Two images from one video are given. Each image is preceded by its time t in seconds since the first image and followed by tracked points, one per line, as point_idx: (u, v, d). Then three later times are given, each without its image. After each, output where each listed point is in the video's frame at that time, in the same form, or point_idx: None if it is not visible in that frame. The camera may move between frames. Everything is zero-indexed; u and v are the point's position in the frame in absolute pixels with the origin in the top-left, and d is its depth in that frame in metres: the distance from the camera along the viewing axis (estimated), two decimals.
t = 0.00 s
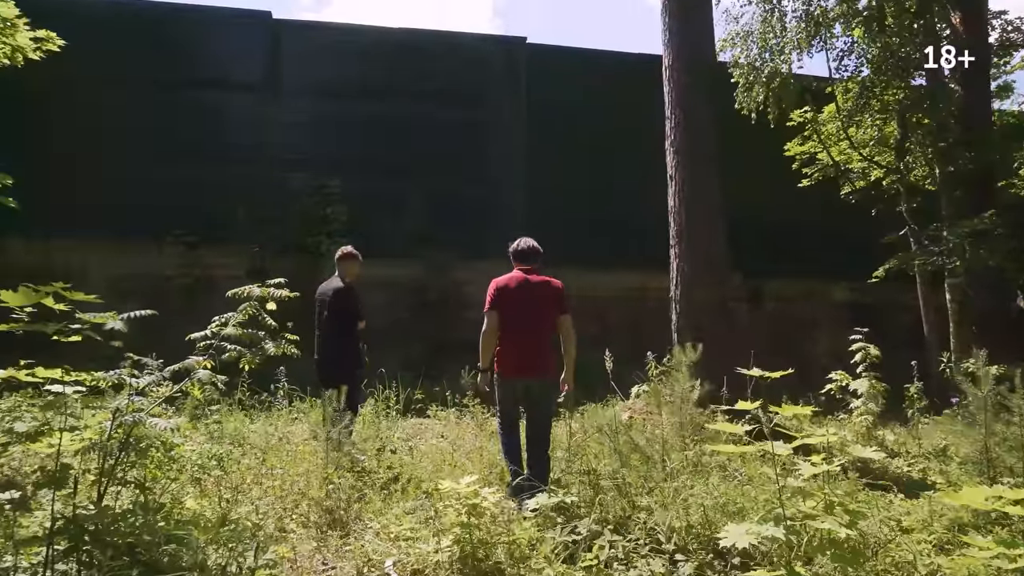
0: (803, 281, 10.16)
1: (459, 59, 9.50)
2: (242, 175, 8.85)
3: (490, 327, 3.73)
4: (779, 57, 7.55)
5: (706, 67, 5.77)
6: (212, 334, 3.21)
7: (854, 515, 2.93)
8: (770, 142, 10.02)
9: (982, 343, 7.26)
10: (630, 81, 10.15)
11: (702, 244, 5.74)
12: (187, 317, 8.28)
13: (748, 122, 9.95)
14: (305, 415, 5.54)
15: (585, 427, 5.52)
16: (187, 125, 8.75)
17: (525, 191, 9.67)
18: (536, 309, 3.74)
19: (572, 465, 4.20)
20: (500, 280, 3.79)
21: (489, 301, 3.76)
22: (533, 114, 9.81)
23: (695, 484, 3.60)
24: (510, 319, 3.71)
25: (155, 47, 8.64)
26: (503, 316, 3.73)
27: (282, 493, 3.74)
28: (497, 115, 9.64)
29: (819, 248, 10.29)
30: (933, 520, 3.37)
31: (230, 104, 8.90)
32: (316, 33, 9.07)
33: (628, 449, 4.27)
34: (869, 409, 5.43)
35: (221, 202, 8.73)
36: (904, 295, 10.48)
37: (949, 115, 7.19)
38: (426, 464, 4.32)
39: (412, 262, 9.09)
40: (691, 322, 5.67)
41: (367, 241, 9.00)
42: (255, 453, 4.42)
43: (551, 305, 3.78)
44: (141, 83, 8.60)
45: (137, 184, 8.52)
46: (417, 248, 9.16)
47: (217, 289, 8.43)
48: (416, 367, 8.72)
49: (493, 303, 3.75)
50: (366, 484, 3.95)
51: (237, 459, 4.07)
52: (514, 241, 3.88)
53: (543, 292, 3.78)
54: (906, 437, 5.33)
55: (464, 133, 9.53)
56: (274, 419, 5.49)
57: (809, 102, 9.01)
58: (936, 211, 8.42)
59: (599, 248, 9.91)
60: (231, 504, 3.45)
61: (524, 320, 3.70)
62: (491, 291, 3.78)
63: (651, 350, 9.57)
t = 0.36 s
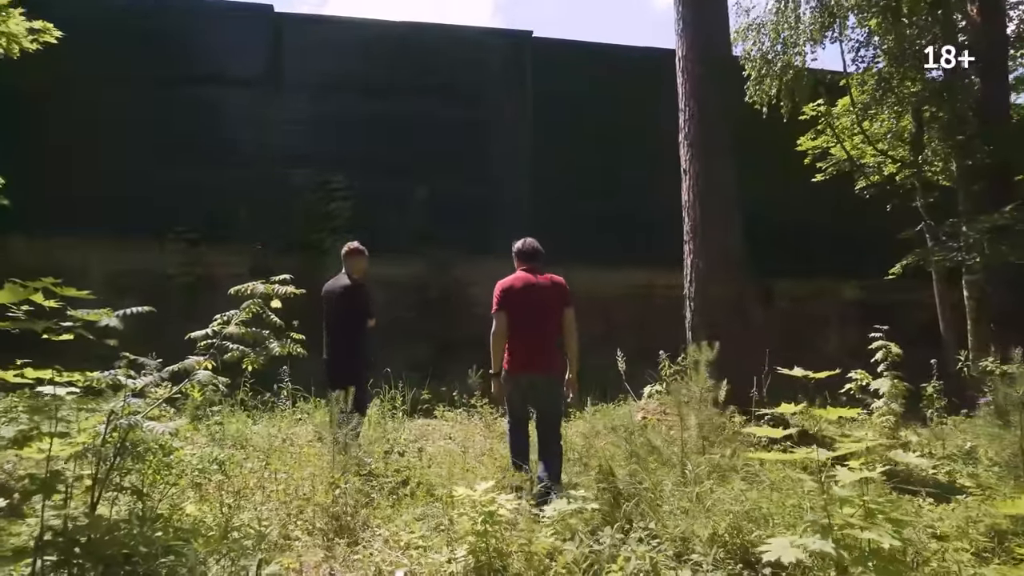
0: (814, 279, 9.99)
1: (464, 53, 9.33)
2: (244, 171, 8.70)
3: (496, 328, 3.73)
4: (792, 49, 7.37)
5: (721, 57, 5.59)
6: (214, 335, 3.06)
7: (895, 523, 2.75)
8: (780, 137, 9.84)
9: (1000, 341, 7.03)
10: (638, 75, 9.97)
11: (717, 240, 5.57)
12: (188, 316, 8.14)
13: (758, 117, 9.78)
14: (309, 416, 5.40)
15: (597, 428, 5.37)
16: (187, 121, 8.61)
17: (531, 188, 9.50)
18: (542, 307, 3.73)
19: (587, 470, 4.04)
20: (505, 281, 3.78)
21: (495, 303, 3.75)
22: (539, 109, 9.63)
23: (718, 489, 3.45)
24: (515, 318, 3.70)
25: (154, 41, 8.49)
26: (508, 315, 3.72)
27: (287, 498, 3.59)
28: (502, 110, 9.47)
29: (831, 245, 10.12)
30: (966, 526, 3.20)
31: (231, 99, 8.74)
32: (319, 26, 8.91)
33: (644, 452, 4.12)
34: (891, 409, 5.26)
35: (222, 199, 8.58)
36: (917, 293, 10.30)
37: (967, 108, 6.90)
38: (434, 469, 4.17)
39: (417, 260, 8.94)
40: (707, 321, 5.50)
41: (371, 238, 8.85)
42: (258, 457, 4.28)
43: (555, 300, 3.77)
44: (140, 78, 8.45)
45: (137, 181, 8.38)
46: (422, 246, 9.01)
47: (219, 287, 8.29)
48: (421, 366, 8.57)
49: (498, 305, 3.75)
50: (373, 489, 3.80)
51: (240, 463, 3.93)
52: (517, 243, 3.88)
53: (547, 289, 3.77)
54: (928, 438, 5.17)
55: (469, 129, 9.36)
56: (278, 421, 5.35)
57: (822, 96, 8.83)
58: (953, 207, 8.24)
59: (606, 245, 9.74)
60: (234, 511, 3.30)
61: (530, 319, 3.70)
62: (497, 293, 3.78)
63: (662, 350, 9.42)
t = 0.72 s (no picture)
0: (827, 275, 9.79)
1: (469, 44, 9.14)
2: (244, 166, 8.54)
3: (502, 313, 3.72)
4: (806, 37, 7.18)
5: (736, 43, 5.40)
6: (209, 330, 2.88)
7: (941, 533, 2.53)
8: (792, 130, 9.64)
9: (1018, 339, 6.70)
10: (646, 67, 9.76)
11: (732, 233, 5.38)
12: (187, 314, 7.96)
13: (768, 110, 9.57)
14: (311, 416, 5.22)
15: (609, 428, 5.18)
16: (187, 115, 8.45)
17: (537, 182, 9.31)
18: (547, 295, 3.76)
19: (602, 471, 3.85)
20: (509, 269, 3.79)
21: (499, 292, 3.75)
22: (545, 102, 9.44)
23: (742, 493, 3.25)
24: (524, 304, 3.71)
25: (154, 34, 8.36)
26: (515, 301, 3.73)
27: (286, 503, 3.41)
28: (508, 103, 9.28)
29: (843, 240, 9.91)
30: (1010, 532, 2.98)
31: (231, 93, 8.58)
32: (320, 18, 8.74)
33: (661, 453, 3.93)
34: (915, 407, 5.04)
35: (222, 195, 8.41)
36: (933, 288, 10.07)
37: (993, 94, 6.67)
38: (442, 471, 3.99)
39: (421, 256, 8.75)
40: (722, 317, 5.31)
41: (375, 234, 8.68)
42: (257, 459, 4.10)
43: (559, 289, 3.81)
44: (139, 72, 8.31)
45: (135, 176, 8.22)
46: (427, 241, 8.82)
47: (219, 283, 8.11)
48: (426, 365, 8.38)
49: (503, 291, 3.74)
50: (378, 491, 3.61)
51: (238, 465, 3.76)
52: (518, 232, 3.88)
53: (552, 277, 3.81)
54: (955, 437, 4.96)
55: (474, 122, 9.17)
56: (279, 421, 5.17)
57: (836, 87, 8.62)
58: (972, 200, 8.00)
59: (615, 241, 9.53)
60: (230, 517, 3.13)
61: (535, 307, 3.73)
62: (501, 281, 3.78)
63: (675, 346, 9.25)
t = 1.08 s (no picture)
0: (837, 273, 9.61)
1: (473, 39, 8.99)
2: (245, 164, 8.40)
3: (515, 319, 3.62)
4: (819, 30, 7.01)
5: (750, 35, 5.25)
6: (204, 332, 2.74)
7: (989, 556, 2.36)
8: (802, 126, 9.48)
9: None
10: (654, 63, 9.59)
11: (747, 231, 5.22)
12: (188, 314, 7.83)
13: (778, 105, 9.41)
14: (314, 419, 5.08)
15: (620, 432, 5.03)
16: (187, 111, 8.31)
17: (543, 180, 9.16)
18: (560, 296, 3.68)
19: (615, 479, 3.70)
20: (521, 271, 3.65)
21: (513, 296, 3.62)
22: (551, 98, 9.28)
23: (765, 504, 3.09)
24: (534, 309, 3.60)
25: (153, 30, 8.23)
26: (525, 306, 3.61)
27: (287, 513, 3.27)
28: (513, 99, 9.12)
29: (854, 238, 9.75)
30: None
31: (233, 89, 8.45)
32: (323, 13, 8.59)
33: (677, 460, 3.78)
34: (936, 410, 4.89)
35: (223, 193, 8.27)
36: (947, 287, 9.88)
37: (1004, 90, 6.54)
38: (448, 480, 3.84)
39: (425, 255, 8.60)
40: (737, 317, 5.15)
41: (378, 233, 8.54)
42: (257, 467, 3.95)
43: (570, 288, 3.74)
44: (138, 67, 8.16)
45: (135, 172, 8.08)
46: (430, 240, 8.68)
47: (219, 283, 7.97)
48: (431, 366, 8.23)
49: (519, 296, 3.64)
50: (383, 500, 3.47)
51: (237, 473, 3.62)
52: (524, 232, 3.73)
53: (563, 277, 3.73)
54: (978, 441, 4.80)
55: (479, 118, 9.01)
56: (281, 425, 5.04)
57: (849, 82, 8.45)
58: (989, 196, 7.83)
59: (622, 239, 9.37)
60: (227, 530, 2.99)
61: (552, 310, 3.62)
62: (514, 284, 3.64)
63: (688, 347, 9.10)
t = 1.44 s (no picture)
0: (852, 273, 9.48)
1: (480, 32, 8.84)
2: (249, 160, 8.29)
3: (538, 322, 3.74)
4: (833, 23, 6.85)
5: (766, 26, 5.11)
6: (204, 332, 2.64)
7: None
8: (814, 121, 9.32)
9: None
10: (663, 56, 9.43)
11: (763, 227, 5.09)
12: (190, 313, 7.73)
13: (789, 100, 9.25)
14: (319, 420, 4.98)
15: (632, 434, 4.91)
16: (188, 107, 8.18)
17: (550, 175, 9.02)
18: (578, 299, 3.83)
19: (630, 484, 3.59)
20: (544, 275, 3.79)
21: (538, 298, 3.75)
22: (558, 93, 9.14)
23: (788, 512, 2.98)
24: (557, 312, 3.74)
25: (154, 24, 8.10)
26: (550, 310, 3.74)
27: (293, 519, 3.16)
28: (520, 93, 8.98)
29: (866, 235, 9.61)
30: None
31: (235, 84, 8.32)
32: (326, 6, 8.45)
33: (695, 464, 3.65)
34: (958, 411, 4.76)
35: (226, 189, 8.16)
36: (961, 284, 9.75)
37: None
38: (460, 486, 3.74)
39: (431, 252, 8.49)
40: (753, 315, 5.02)
41: (384, 229, 8.42)
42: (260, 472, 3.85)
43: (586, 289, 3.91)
44: (139, 62, 8.04)
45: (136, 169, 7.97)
46: (436, 237, 8.56)
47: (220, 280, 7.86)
48: (437, 364, 8.12)
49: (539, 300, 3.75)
50: (391, 505, 3.36)
51: (240, 477, 3.52)
52: (542, 235, 3.84)
53: (579, 281, 3.88)
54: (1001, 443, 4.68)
55: (486, 113, 8.88)
56: (285, 425, 4.94)
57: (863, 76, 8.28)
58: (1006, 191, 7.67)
59: (630, 236, 9.24)
60: (229, 537, 2.88)
61: (573, 311, 3.78)
62: (537, 288, 3.77)
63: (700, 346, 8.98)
